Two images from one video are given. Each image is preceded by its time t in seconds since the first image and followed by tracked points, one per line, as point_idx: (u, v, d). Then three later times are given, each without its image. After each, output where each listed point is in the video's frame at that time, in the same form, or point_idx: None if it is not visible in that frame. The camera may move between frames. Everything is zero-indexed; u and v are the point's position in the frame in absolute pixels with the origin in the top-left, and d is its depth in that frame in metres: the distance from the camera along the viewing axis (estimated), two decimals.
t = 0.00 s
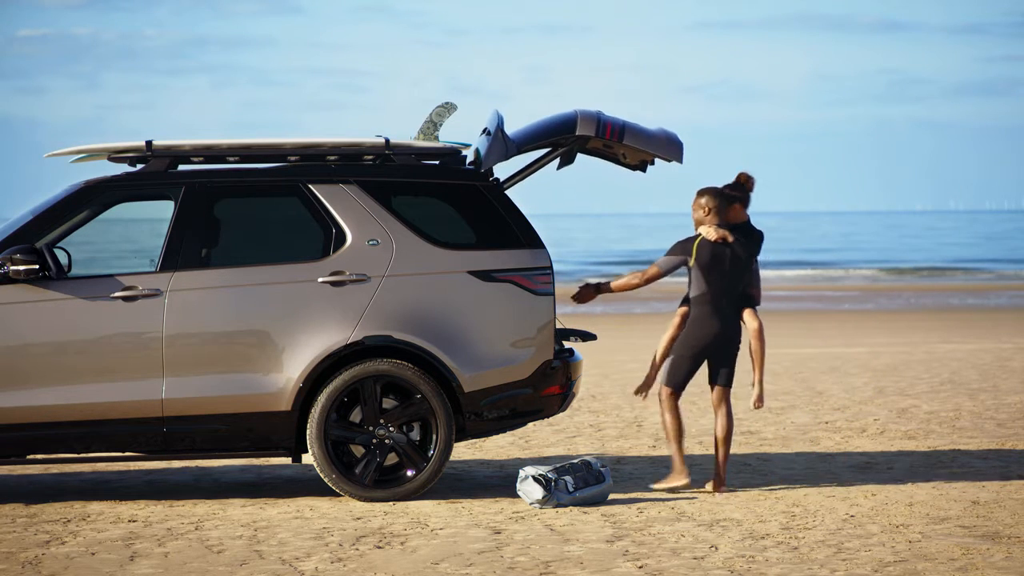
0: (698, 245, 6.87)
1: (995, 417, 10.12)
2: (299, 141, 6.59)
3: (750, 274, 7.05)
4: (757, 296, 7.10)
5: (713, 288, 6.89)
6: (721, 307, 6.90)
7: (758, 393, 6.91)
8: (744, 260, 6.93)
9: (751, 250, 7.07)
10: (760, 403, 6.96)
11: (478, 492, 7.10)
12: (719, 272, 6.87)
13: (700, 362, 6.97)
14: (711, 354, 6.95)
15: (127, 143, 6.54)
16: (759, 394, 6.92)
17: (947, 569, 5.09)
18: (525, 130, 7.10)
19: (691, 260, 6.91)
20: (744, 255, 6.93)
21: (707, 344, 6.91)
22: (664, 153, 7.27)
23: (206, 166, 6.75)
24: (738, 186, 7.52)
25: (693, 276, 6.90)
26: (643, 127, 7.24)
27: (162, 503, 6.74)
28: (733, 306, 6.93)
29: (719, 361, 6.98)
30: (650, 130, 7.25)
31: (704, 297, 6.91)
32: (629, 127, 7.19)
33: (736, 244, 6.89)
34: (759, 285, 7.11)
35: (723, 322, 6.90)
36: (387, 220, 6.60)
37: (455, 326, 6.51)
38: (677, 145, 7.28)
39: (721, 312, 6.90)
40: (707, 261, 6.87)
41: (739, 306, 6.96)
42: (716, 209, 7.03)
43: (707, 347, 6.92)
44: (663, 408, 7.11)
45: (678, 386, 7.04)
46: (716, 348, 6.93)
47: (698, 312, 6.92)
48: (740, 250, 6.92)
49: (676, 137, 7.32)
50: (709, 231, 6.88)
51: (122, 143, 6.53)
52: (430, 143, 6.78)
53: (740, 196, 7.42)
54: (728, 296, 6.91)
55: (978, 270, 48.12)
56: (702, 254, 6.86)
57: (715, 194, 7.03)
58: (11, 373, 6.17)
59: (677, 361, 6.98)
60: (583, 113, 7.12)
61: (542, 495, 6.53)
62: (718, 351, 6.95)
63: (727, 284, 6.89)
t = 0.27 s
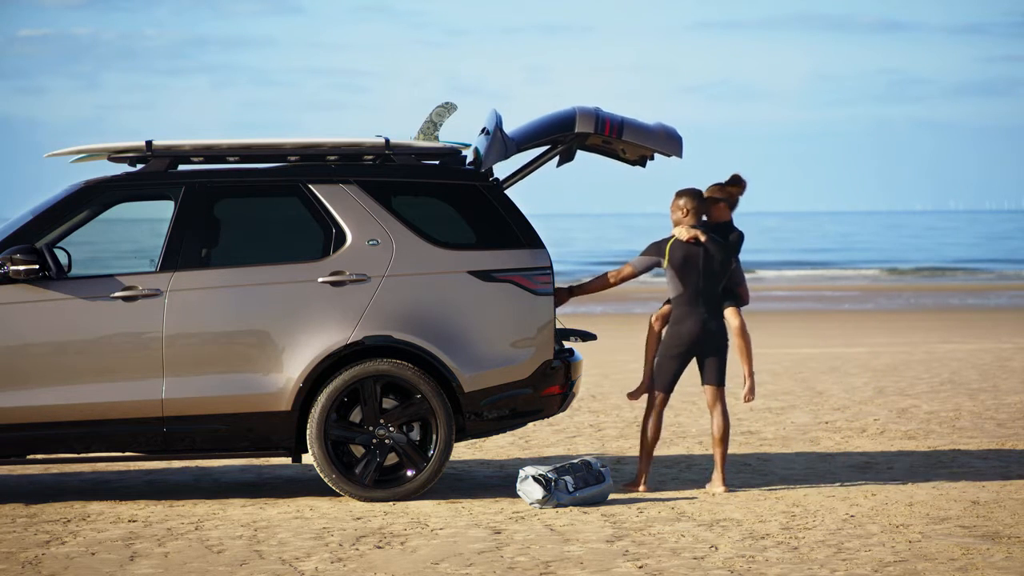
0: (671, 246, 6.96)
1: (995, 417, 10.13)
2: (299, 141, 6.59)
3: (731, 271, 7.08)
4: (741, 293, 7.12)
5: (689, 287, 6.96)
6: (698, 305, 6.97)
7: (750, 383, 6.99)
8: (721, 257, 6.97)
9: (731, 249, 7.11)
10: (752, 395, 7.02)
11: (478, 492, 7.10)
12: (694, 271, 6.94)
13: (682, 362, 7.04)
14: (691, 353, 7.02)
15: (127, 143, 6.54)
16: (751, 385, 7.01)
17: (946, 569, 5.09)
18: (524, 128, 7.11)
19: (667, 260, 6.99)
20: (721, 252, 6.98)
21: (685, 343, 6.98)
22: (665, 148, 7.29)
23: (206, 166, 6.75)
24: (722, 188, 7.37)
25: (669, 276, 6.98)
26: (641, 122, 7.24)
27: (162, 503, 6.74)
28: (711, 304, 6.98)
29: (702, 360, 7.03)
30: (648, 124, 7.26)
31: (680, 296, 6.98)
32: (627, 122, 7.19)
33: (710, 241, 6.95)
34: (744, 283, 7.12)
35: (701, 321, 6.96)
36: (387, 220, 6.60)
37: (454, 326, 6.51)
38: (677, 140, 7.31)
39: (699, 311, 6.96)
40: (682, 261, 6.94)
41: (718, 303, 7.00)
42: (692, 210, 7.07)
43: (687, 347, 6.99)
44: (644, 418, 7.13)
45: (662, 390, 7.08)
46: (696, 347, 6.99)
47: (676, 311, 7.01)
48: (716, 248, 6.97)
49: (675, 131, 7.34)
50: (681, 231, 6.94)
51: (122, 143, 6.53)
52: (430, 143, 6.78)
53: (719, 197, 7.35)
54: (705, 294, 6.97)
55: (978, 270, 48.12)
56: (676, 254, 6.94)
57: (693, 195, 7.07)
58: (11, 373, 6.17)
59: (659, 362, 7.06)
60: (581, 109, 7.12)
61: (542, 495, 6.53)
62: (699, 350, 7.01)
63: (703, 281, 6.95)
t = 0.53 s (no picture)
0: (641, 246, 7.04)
1: (995, 417, 10.13)
2: (299, 141, 6.59)
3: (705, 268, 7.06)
4: (719, 292, 7.05)
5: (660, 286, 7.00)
6: (669, 303, 7.00)
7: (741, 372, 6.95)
8: (691, 255, 6.99)
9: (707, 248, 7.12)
10: (747, 385, 6.99)
11: (478, 492, 7.10)
12: (664, 270, 6.99)
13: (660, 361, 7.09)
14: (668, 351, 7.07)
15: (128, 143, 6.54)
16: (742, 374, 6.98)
17: (947, 569, 5.09)
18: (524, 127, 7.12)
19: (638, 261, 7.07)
20: (692, 250, 6.99)
21: (659, 342, 7.04)
22: (665, 142, 7.27)
23: (205, 166, 6.75)
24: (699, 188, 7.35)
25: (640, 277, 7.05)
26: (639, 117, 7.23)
27: (162, 503, 6.74)
28: (684, 302, 7.00)
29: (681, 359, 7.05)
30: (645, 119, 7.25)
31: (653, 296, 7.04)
32: (625, 117, 7.18)
33: (680, 240, 6.99)
34: (723, 281, 7.05)
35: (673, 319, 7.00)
36: (386, 220, 6.60)
37: (454, 326, 6.51)
38: (676, 133, 7.29)
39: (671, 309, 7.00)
40: (651, 260, 7.00)
41: (691, 302, 7.01)
42: (664, 210, 7.11)
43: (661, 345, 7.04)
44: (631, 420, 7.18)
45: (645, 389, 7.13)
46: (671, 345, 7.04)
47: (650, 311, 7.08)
48: (686, 246, 6.99)
49: (674, 125, 7.32)
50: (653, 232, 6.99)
51: (122, 143, 6.53)
52: (430, 143, 6.78)
53: (696, 196, 7.31)
54: (676, 292, 7.00)
55: (978, 270, 48.12)
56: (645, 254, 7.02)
57: (663, 195, 7.10)
58: (11, 374, 6.17)
59: (639, 364, 7.12)
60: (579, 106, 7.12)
61: (543, 495, 6.53)
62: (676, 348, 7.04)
63: (673, 280, 6.99)
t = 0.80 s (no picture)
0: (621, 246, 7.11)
1: (995, 417, 10.13)
2: (299, 141, 6.59)
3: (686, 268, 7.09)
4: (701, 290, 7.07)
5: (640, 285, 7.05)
6: (649, 302, 7.05)
7: (721, 373, 6.98)
8: (671, 254, 7.04)
9: (689, 246, 7.15)
10: (724, 388, 7.01)
11: (478, 492, 7.10)
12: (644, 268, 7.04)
13: (642, 361, 7.09)
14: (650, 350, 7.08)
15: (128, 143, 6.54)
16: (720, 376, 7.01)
17: (947, 569, 5.09)
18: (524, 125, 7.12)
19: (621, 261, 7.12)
20: (672, 249, 7.04)
21: (640, 340, 7.06)
22: (665, 139, 7.25)
23: (205, 166, 6.75)
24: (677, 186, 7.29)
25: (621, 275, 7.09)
26: (638, 114, 7.22)
27: (162, 503, 6.74)
28: (664, 300, 7.04)
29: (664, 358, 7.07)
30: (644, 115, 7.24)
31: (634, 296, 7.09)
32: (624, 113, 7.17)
33: (660, 239, 7.05)
34: (705, 279, 7.06)
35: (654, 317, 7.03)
36: (387, 220, 6.60)
37: (454, 326, 6.51)
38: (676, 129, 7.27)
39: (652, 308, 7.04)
40: (632, 259, 7.07)
41: (672, 300, 7.05)
42: (644, 210, 7.09)
43: (643, 344, 7.07)
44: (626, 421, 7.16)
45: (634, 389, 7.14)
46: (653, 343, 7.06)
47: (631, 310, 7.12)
48: (667, 244, 7.05)
49: (674, 122, 7.30)
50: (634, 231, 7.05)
51: (122, 143, 6.53)
52: (430, 143, 6.78)
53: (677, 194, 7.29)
54: (657, 291, 7.04)
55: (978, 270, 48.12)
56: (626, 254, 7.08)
57: (643, 194, 7.07)
58: (11, 374, 6.17)
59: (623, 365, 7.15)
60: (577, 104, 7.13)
61: (543, 495, 6.53)
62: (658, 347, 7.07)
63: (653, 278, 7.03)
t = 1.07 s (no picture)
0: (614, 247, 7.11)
1: (994, 417, 10.13)
2: (299, 141, 6.59)
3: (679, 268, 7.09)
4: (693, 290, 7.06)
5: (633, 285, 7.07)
6: (642, 302, 7.06)
7: (710, 376, 7.00)
8: (664, 254, 7.04)
9: (683, 246, 7.13)
10: (712, 390, 7.03)
11: (478, 492, 7.10)
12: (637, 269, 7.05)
13: (635, 361, 7.09)
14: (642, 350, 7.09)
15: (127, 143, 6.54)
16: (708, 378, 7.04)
17: (947, 569, 5.09)
18: (524, 125, 7.12)
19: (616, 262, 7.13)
20: (665, 249, 7.04)
21: (632, 340, 7.08)
22: (665, 137, 7.25)
23: (205, 166, 6.75)
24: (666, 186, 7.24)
25: (615, 276, 7.10)
26: (637, 112, 7.22)
27: (162, 503, 6.74)
28: (657, 301, 7.04)
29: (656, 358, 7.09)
30: (643, 113, 7.24)
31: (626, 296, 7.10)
32: (623, 112, 7.17)
33: (654, 239, 7.04)
34: (697, 279, 7.06)
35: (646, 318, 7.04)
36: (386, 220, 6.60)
37: (454, 326, 6.51)
38: (675, 126, 7.27)
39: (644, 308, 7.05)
40: (625, 260, 7.08)
41: (664, 301, 7.05)
42: (637, 210, 7.13)
43: (635, 344, 7.08)
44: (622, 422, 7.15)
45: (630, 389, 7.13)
46: (645, 343, 7.07)
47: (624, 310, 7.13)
48: (660, 244, 7.05)
49: (673, 120, 7.30)
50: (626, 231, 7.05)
51: (122, 143, 6.53)
52: (429, 143, 6.78)
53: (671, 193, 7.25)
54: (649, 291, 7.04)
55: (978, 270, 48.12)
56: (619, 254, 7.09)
57: (636, 194, 7.11)
58: (11, 374, 6.17)
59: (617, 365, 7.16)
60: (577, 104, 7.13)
61: (543, 495, 6.53)
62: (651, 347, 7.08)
63: (646, 278, 7.04)
